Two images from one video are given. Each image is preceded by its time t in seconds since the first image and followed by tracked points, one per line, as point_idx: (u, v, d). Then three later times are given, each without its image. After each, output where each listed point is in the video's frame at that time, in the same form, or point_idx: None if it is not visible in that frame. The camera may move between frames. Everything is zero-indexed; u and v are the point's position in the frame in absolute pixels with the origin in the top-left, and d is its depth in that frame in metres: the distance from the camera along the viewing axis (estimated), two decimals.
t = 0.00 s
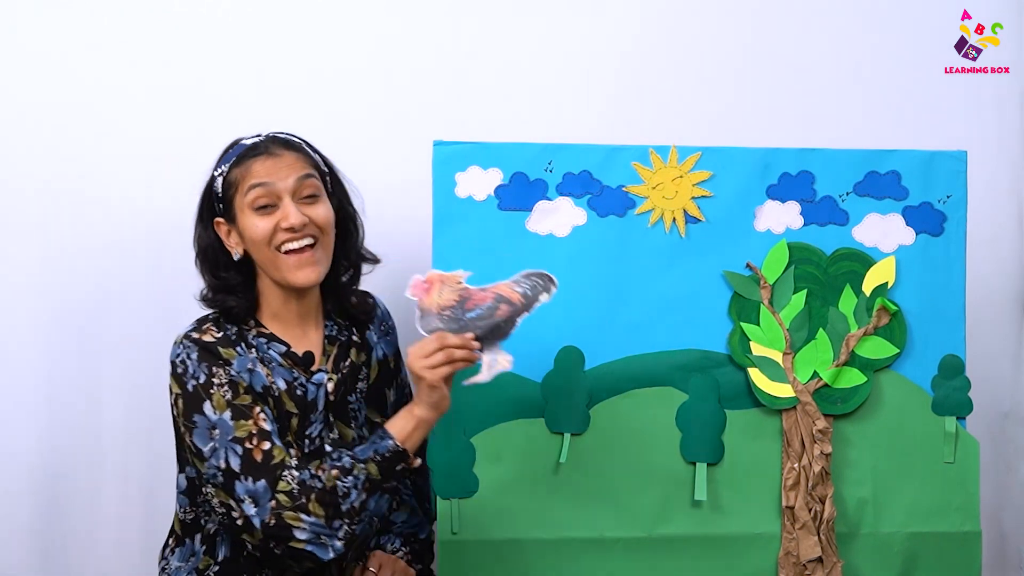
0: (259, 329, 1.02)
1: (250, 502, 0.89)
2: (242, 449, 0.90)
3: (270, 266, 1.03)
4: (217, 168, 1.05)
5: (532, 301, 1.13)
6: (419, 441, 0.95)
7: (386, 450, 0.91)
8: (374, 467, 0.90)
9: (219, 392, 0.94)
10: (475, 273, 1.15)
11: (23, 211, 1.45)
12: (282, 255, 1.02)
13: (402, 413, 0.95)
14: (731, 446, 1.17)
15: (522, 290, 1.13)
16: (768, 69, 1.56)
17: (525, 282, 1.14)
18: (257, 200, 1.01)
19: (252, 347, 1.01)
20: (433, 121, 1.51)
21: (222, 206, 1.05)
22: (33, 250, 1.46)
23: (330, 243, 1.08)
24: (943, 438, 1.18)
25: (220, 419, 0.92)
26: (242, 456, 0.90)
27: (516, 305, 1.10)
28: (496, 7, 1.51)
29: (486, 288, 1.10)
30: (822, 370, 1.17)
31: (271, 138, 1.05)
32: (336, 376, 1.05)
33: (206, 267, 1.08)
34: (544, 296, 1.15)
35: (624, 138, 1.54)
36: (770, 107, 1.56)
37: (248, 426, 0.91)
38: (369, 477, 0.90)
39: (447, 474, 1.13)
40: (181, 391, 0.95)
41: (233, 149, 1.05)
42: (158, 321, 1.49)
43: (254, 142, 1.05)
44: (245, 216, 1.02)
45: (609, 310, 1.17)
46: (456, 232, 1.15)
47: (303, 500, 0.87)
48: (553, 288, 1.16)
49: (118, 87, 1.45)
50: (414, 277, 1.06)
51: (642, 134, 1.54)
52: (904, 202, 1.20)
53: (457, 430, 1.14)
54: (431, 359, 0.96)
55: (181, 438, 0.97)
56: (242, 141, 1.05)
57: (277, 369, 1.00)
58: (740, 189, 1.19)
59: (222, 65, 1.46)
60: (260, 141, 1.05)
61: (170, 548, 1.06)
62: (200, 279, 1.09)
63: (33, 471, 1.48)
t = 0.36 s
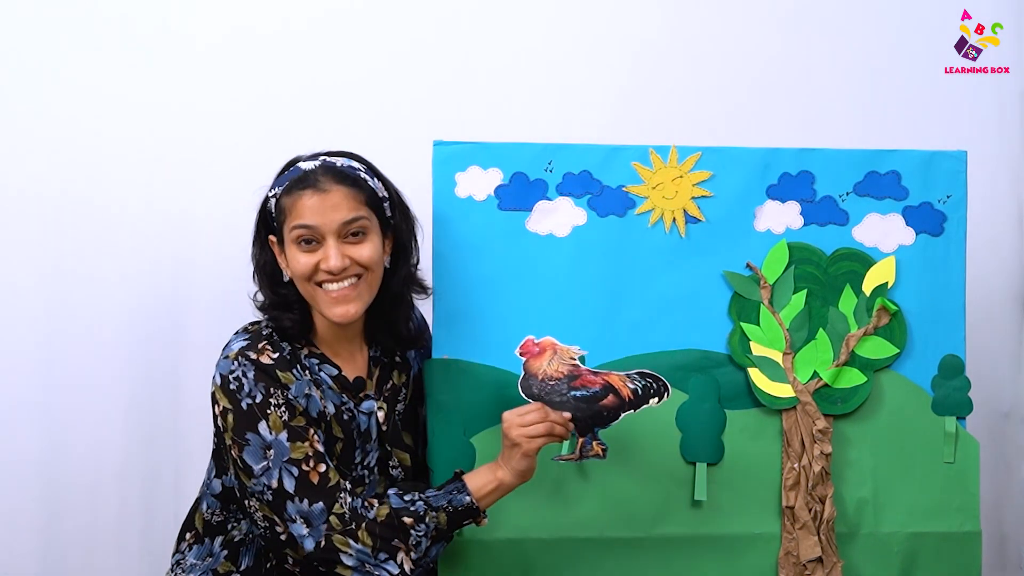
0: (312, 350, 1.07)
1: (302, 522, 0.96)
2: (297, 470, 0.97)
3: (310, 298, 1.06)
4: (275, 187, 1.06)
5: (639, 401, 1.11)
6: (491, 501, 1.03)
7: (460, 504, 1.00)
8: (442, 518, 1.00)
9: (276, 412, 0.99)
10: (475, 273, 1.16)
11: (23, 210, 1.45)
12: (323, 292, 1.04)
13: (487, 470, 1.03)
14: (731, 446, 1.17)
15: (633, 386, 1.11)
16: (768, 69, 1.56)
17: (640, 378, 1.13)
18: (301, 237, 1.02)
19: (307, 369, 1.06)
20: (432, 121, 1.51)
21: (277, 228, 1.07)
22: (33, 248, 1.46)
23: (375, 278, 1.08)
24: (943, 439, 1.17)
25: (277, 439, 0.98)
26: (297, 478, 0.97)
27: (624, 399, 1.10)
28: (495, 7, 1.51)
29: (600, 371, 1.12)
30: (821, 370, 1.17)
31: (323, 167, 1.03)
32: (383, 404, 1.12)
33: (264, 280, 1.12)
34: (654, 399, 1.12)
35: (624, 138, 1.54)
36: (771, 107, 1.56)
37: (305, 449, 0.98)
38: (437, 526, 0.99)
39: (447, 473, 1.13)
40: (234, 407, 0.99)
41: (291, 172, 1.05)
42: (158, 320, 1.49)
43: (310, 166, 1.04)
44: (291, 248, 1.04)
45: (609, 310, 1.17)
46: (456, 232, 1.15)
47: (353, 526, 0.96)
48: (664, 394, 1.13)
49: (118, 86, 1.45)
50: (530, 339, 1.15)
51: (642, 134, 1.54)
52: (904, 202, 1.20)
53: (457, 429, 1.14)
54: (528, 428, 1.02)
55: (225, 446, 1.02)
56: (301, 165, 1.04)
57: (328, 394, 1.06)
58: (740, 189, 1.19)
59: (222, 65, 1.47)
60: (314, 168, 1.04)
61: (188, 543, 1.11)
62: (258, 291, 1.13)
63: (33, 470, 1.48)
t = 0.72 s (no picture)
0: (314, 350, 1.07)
1: (302, 521, 0.97)
2: (297, 469, 0.97)
3: (313, 295, 1.06)
4: (279, 184, 1.07)
5: (647, 410, 1.14)
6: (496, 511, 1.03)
7: (465, 512, 0.99)
8: (447, 525, 0.99)
9: (277, 411, 0.99)
10: (475, 273, 1.16)
11: (23, 210, 1.45)
12: (325, 288, 1.04)
13: (494, 481, 1.03)
14: (731, 446, 1.17)
15: (640, 396, 1.14)
16: (768, 69, 1.56)
17: (648, 389, 1.15)
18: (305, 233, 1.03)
19: (307, 368, 1.06)
20: (432, 120, 1.51)
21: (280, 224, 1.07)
22: (33, 248, 1.46)
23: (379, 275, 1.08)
24: (943, 439, 1.17)
25: (277, 438, 0.98)
26: (297, 477, 0.97)
27: (632, 409, 1.13)
28: (496, 7, 1.51)
29: (607, 382, 1.14)
30: (822, 370, 1.17)
31: (329, 165, 1.04)
32: (384, 406, 1.12)
33: (267, 280, 1.13)
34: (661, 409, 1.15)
35: (624, 138, 1.54)
36: (771, 107, 1.56)
37: (305, 447, 0.98)
38: (441, 533, 0.99)
39: (447, 473, 1.13)
40: (235, 405, 0.99)
41: (295, 169, 1.05)
42: (158, 320, 1.48)
43: (315, 164, 1.05)
44: (294, 244, 1.04)
45: (609, 310, 1.17)
46: (457, 232, 1.15)
47: (351, 525, 0.96)
48: (672, 405, 1.16)
49: (119, 86, 1.45)
50: (536, 351, 1.15)
51: (643, 134, 1.54)
52: (904, 202, 1.20)
53: (457, 430, 1.14)
54: (538, 441, 1.02)
55: (225, 443, 1.02)
56: (306, 162, 1.05)
57: (329, 395, 1.06)
58: (740, 189, 1.19)
59: (223, 64, 1.47)
60: (319, 165, 1.04)
61: (188, 541, 1.11)
62: (261, 289, 1.14)
63: (33, 469, 1.48)
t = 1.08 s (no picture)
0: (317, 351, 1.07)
1: (305, 519, 0.96)
2: (300, 467, 0.97)
3: (317, 294, 1.06)
4: (286, 182, 1.07)
5: (649, 400, 1.12)
6: (500, 506, 1.03)
7: (469, 508, 1.01)
8: (451, 521, 1.00)
9: (279, 410, 0.99)
10: (474, 273, 1.16)
11: (23, 210, 1.45)
12: (330, 287, 1.04)
13: (498, 476, 1.04)
14: (731, 446, 1.17)
15: (642, 387, 1.12)
16: (768, 69, 1.56)
17: (649, 379, 1.14)
18: (310, 231, 1.03)
19: (309, 368, 1.06)
20: (432, 120, 1.51)
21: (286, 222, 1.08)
22: (33, 248, 1.46)
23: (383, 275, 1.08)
24: (943, 439, 1.18)
25: (280, 436, 0.97)
26: (301, 475, 0.97)
27: (634, 400, 1.11)
28: (495, 7, 1.51)
29: (608, 374, 1.13)
30: (821, 370, 1.17)
31: (336, 163, 1.04)
32: (386, 408, 1.12)
33: (272, 279, 1.13)
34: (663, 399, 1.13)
35: (624, 138, 1.54)
36: (770, 107, 1.56)
37: (308, 446, 0.98)
38: (445, 530, 0.99)
39: (447, 473, 1.13)
40: (237, 404, 0.99)
41: (302, 167, 1.05)
42: (158, 320, 1.48)
43: (322, 162, 1.05)
44: (300, 242, 1.04)
45: (608, 310, 1.17)
46: (456, 232, 1.15)
47: (355, 523, 0.96)
48: (674, 394, 1.14)
49: (119, 86, 1.45)
50: (533, 347, 1.15)
51: (643, 134, 1.54)
52: (904, 202, 1.20)
53: (457, 430, 1.14)
54: (541, 436, 1.03)
55: (227, 443, 1.02)
56: (313, 160, 1.05)
57: (332, 395, 1.06)
58: (740, 189, 1.19)
59: (222, 64, 1.46)
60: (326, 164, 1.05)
61: (189, 541, 1.11)
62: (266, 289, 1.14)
63: (33, 469, 1.48)
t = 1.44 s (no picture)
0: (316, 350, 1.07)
1: (302, 519, 0.96)
2: (297, 467, 0.97)
3: (318, 293, 1.06)
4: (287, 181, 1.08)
5: (647, 399, 1.15)
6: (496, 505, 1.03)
7: (466, 507, 1.00)
8: (448, 521, 0.99)
9: (277, 409, 0.99)
10: (474, 273, 1.16)
11: (23, 210, 1.45)
12: (331, 287, 1.04)
13: (494, 475, 1.04)
14: (731, 446, 1.17)
15: (638, 385, 1.14)
16: (768, 69, 1.56)
17: (646, 377, 1.16)
18: (312, 228, 1.03)
19: (308, 368, 1.06)
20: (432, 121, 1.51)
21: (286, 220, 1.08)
22: (33, 247, 1.46)
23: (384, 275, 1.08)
24: (943, 439, 1.18)
25: (277, 436, 0.98)
26: (297, 475, 0.97)
27: (630, 399, 1.13)
28: (495, 7, 1.51)
29: (603, 373, 1.15)
30: (821, 370, 1.17)
31: (337, 162, 1.04)
32: (385, 408, 1.11)
33: (271, 278, 1.13)
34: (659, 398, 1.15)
35: (624, 138, 1.54)
36: (770, 107, 1.56)
37: (305, 445, 0.98)
38: (443, 529, 0.99)
39: (447, 473, 1.13)
40: (235, 403, 0.99)
41: (303, 166, 1.06)
42: (158, 319, 1.48)
43: (323, 161, 1.06)
44: (301, 240, 1.04)
45: (608, 311, 1.17)
46: (457, 232, 1.15)
47: (351, 523, 0.96)
48: (670, 393, 1.16)
49: (119, 86, 1.45)
50: (529, 346, 1.15)
51: (643, 134, 1.54)
52: (904, 202, 1.20)
53: (457, 430, 1.14)
54: (537, 435, 1.04)
55: (225, 441, 1.02)
56: (314, 159, 1.06)
57: (330, 395, 1.06)
58: (740, 189, 1.19)
59: (223, 65, 1.47)
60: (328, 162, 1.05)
61: (189, 541, 1.11)
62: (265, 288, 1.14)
63: (34, 469, 1.48)
